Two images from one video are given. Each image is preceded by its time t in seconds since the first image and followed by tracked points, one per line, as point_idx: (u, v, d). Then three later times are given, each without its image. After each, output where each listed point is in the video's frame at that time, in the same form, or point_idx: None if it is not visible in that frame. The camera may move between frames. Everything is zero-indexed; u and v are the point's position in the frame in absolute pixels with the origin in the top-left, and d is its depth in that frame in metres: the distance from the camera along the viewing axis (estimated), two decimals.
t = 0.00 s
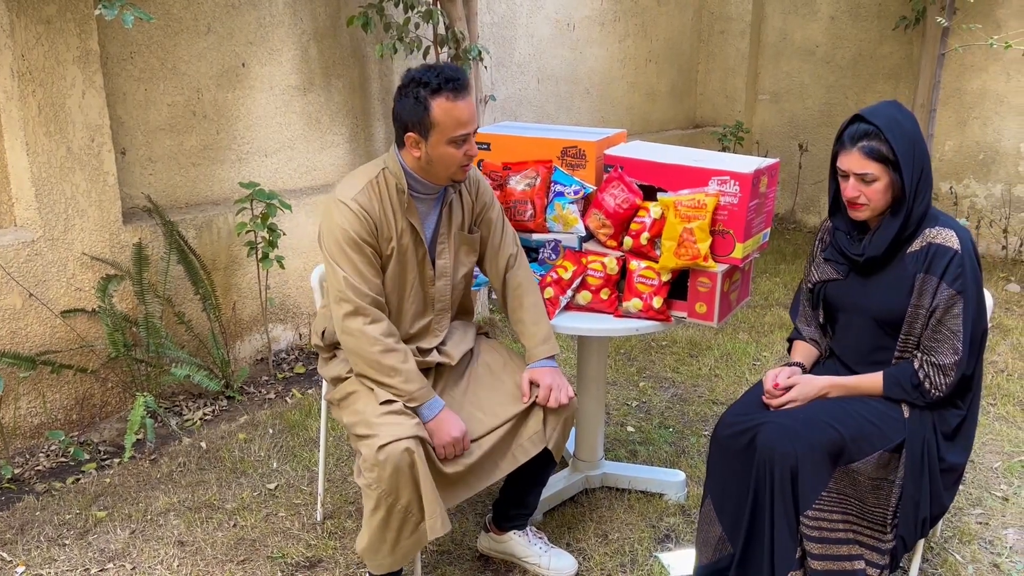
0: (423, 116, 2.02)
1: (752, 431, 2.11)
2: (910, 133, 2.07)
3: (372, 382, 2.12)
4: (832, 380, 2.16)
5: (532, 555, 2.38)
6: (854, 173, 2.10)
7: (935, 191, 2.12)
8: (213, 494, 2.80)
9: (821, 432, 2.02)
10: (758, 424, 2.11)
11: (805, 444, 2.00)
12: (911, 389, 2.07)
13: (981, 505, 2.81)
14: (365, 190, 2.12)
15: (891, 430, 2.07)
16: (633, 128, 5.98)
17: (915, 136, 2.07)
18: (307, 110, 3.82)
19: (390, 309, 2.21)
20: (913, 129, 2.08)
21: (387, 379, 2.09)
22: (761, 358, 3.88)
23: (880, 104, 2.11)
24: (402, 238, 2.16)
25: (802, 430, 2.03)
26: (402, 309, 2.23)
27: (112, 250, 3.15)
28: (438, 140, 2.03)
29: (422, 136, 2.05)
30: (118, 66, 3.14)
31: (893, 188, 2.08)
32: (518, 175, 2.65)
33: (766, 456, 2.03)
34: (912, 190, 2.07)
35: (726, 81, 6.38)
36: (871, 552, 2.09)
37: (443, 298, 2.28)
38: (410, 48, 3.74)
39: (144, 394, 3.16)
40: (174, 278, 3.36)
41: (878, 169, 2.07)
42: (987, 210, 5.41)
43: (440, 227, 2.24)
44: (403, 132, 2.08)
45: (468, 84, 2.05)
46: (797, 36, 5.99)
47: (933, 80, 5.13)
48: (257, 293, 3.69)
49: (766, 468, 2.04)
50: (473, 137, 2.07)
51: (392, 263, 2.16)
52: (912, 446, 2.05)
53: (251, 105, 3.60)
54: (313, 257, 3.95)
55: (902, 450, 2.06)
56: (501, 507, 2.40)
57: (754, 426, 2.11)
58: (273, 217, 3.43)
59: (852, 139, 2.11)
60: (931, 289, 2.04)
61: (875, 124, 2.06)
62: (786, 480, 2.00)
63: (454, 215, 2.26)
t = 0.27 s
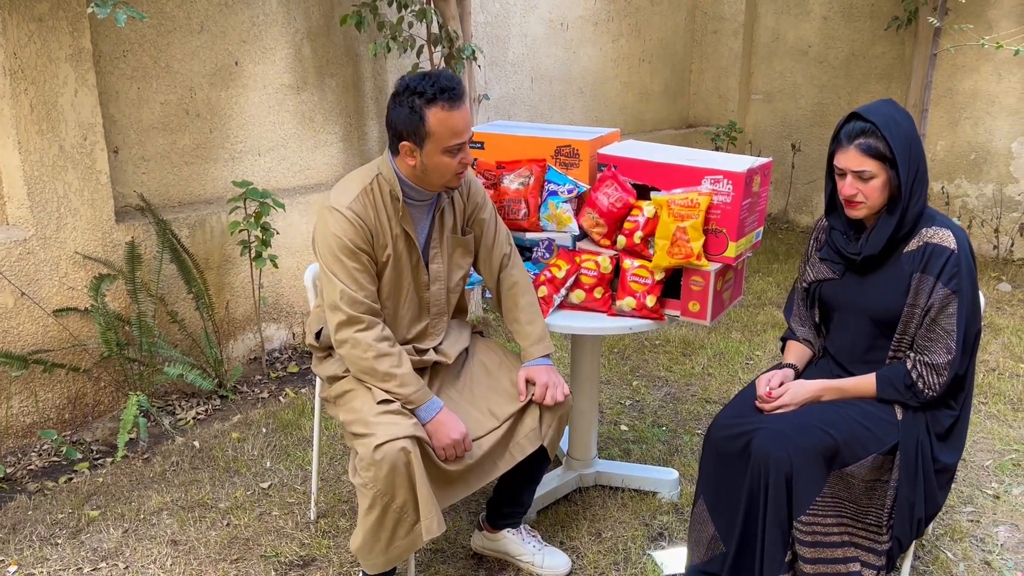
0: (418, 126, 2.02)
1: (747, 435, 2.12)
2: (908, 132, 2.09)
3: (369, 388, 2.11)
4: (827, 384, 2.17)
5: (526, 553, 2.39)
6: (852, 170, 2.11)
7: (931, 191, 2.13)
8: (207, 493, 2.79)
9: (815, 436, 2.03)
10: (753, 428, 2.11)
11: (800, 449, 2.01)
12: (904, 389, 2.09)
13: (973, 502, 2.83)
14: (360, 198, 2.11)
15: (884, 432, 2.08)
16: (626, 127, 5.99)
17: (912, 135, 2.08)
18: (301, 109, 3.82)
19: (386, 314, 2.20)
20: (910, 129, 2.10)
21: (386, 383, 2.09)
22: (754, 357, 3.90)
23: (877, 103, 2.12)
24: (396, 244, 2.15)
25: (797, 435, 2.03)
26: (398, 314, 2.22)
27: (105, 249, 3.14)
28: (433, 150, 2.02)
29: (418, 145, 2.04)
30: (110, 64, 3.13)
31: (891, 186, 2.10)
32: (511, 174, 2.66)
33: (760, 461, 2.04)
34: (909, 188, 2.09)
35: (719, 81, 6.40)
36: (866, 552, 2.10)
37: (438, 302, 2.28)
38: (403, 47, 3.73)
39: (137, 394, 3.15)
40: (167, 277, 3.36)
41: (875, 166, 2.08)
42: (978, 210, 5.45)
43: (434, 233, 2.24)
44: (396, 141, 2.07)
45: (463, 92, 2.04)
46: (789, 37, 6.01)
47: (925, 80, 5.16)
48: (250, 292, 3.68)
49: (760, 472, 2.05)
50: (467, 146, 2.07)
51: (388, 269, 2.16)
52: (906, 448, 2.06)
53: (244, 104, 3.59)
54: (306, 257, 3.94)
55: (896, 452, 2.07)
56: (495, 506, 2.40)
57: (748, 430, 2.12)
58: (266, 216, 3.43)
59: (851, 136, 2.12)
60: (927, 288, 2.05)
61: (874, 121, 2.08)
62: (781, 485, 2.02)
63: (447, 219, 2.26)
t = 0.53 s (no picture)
0: (401, 123, 2.02)
1: (739, 436, 2.12)
2: (899, 133, 2.10)
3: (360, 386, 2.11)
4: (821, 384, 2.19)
5: (517, 552, 2.39)
6: (844, 172, 2.12)
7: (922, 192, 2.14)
8: (197, 493, 2.78)
9: (806, 437, 2.04)
10: (745, 429, 2.12)
11: (792, 450, 2.02)
12: (892, 387, 2.11)
13: (961, 500, 2.84)
14: (348, 196, 2.11)
15: (875, 433, 2.08)
16: (617, 127, 6.00)
17: (903, 135, 2.09)
18: (291, 107, 3.81)
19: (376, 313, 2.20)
20: (901, 129, 2.11)
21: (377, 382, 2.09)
22: (745, 356, 3.91)
23: (868, 104, 2.13)
24: (385, 243, 2.16)
25: (788, 436, 2.04)
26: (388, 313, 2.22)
27: (94, 248, 3.12)
28: (412, 149, 2.03)
29: (398, 142, 2.05)
30: (100, 62, 3.12)
31: (883, 186, 2.11)
32: (502, 174, 2.65)
33: (752, 461, 2.05)
34: (900, 188, 2.10)
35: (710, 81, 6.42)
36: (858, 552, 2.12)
37: (428, 301, 2.28)
38: (394, 46, 3.73)
39: (127, 393, 3.14)
40: (157, 276, 3.34)
41: (867, 167, 2.09)
42: (967, 210, 5.49)
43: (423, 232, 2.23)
44: (382, 134, 2.09)
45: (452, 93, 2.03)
46: (780, 37, 6.04)
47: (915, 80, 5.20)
48: (241, 291, 3.67)
49: (753, 474, 2.06)
50: (449, 152, 2.06)
51: (377, 268, 2.16)
52: (896, 450, 2.07)
53: (235, 102, 3.58)
54: (297, 256, 3.93)
55: (887, 452, 2.08)
56: (486, 505, 2.40)
57: (740, 431, 2.13)
58: (257, 215, 3.41)
59: (842, 137, 2.13)
60: (918, 287, 2.06)
61: (865, 122, 2.08)
62: (773, 486, 2.03)
63: (437, 217, 2.26)
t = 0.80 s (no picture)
0: (393, 120, 2.01)
1: (727, 440, 2.14)
2: (890, 129, 2.11)
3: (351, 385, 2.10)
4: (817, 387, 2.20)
5: (506, 551, 2.39)
6: (834, 164, 2.12)
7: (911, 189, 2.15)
8: (184, 493, 2.77)
9: (793, 441, 2.06)
10: (733, 434, 2.14)
11: (779, 455, 2.04)
12: (878, 385, 2.11)
13: (947, 497, 2.86)
14: (337, 193, 2.10)
15: (861, 434, 2.09)
16: (606, 126, 6.01)
17: (894, 132, 2.10)
18: (279, 106, 3.80)
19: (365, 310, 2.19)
20: (893, 126, 2.12)
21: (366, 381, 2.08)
22: (733, 355, 3.93)
23: (861, 99, 2.14)
24: (375, 240, 2.14)
25: (775, 440, 2.06)
26: (378, 312, 2.21)
27: (80, 247, 3.10)
28: (405, 146, 2.02)
29: (391, 139, 2.04)
30: (85, 60, 3.10)
31: (871, 181, 2.11)
32: (491, 173, 2.65)
33: (740, 466, 2.07)
34: (888, 183, 2.10)
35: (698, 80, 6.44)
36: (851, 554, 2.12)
37: (417, 298, 2.27)
38: (383, 44, 3.72)
39: (113, 393, 3.12)
40: (144, 275, 3.32)
41: (857, 160, 2.10)
42: (954, 209, 5.54)
43: (412, 230, 2.22)
44: (373, 133, 2.08)
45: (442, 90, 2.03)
46: (768, 36, 6.06)
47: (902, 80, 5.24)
48: (228, 290, 3.65)
49: (740, 478, 2.08)
50: (442, 147, 2.06)
51: (366, 265, 2.15)
52: (884, 451, 2.09)
53: (223, 101, 3.56)
54: (285, 255, 3.91)
55: (875, 452, 2.10)
56: (475, 505, 2.40)
57: (728, 435, 2.15)
58: (244, 214, 3.40)
59: (833, 130, 2.14)
60: (905, 285, 2.07)
61: (857, 116, 2.09)
62: (760, 491, 2.05)
63: (428, 215, 2.25)
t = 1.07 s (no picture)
0: (384, 110, 2.00)
1: (715, 436, 2.16)
2: (884, 123, 2.13)
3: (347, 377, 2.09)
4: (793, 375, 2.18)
5: (494, 547, 2.40)
6: (824, 150, 2.14)
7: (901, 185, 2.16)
8: (171, 491, 2.75)
9: (782, 436, 2.08)
10: (720, 429, 2.16)
11: (767, 450, 2.06)
12: (862, 373, 2.07)
13: (933, 492, 2.88)
14: (323, 184, 2.09)
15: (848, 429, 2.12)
16: (594, 123, 6.01)
17: (888, 125, 2.13)
18: (266, 102, 3.78)
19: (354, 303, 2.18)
20: (887, 121, 2.14)
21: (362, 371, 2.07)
22: (721, 351, 3.94)
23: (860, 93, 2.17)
24: (362, 233, 2.14)
25: (764, 436, 2.08)
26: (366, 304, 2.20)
27: (65, 244, 3.07)
28: (398, 134, 2.01)
29: (383, 130, 2.02)
30: (70, 55, 3.07)
31: (862, 171, 2.13)
32: (479, 169, 2.65)
33: (729, 462, 2.10)
34: (878, 175, 2.12)
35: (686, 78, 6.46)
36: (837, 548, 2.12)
37: (405, 292, 2.26)
38: (371, 40, 3.71)
39: (99, 391, 3.09)
40: (130, 272, 3.29)
41: (849, 147, 2.12)
42: (939, 207, 5.58)
43: (400, 223, 2.22)
44: (362, 125, 2.06)
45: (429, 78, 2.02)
46: (755, 34, 6.08)
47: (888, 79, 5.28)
48: (215, 288, 3.63)
49: (729, 473, 2.10)
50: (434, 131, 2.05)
51: (353, 257, 2.14)
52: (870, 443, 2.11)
53: (209, 96, 3.54)
54: (272, 252, 3.89)
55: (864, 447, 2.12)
56: (464, 501, 2.40)
57: (715, 431, 2.16)
58: (232, 210, 3.38)
59: (828, 118, 2.17)
60: (891, 276, 2.08)
61: (853, 103, 2.13)
62: (749, 486, 2.07)
63: (415, 208, 2.25)
